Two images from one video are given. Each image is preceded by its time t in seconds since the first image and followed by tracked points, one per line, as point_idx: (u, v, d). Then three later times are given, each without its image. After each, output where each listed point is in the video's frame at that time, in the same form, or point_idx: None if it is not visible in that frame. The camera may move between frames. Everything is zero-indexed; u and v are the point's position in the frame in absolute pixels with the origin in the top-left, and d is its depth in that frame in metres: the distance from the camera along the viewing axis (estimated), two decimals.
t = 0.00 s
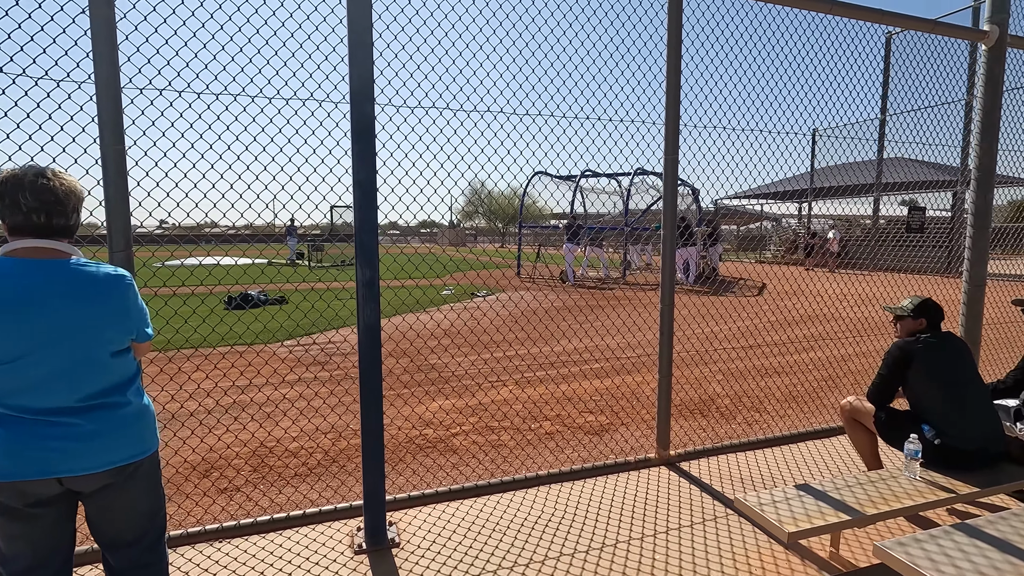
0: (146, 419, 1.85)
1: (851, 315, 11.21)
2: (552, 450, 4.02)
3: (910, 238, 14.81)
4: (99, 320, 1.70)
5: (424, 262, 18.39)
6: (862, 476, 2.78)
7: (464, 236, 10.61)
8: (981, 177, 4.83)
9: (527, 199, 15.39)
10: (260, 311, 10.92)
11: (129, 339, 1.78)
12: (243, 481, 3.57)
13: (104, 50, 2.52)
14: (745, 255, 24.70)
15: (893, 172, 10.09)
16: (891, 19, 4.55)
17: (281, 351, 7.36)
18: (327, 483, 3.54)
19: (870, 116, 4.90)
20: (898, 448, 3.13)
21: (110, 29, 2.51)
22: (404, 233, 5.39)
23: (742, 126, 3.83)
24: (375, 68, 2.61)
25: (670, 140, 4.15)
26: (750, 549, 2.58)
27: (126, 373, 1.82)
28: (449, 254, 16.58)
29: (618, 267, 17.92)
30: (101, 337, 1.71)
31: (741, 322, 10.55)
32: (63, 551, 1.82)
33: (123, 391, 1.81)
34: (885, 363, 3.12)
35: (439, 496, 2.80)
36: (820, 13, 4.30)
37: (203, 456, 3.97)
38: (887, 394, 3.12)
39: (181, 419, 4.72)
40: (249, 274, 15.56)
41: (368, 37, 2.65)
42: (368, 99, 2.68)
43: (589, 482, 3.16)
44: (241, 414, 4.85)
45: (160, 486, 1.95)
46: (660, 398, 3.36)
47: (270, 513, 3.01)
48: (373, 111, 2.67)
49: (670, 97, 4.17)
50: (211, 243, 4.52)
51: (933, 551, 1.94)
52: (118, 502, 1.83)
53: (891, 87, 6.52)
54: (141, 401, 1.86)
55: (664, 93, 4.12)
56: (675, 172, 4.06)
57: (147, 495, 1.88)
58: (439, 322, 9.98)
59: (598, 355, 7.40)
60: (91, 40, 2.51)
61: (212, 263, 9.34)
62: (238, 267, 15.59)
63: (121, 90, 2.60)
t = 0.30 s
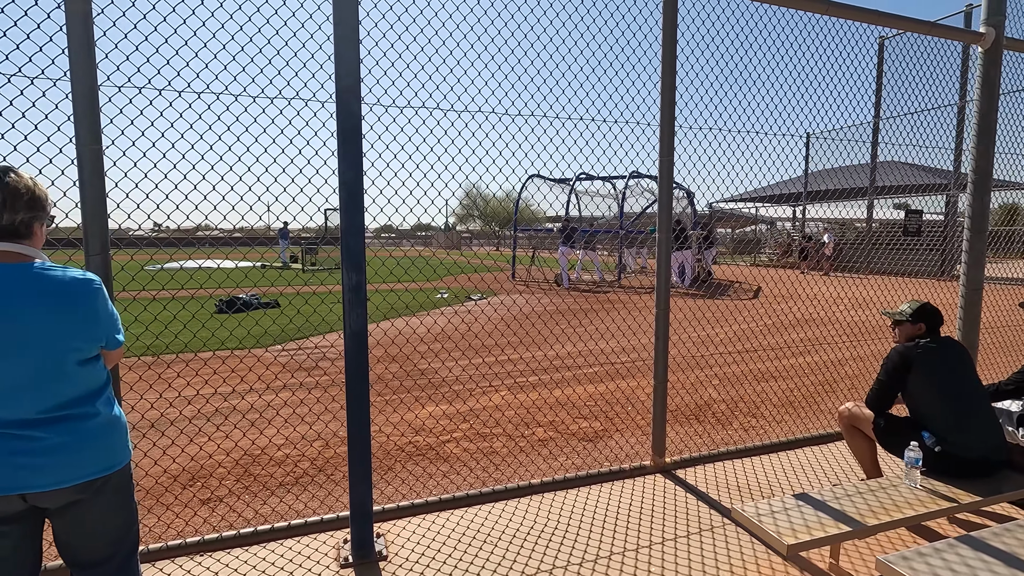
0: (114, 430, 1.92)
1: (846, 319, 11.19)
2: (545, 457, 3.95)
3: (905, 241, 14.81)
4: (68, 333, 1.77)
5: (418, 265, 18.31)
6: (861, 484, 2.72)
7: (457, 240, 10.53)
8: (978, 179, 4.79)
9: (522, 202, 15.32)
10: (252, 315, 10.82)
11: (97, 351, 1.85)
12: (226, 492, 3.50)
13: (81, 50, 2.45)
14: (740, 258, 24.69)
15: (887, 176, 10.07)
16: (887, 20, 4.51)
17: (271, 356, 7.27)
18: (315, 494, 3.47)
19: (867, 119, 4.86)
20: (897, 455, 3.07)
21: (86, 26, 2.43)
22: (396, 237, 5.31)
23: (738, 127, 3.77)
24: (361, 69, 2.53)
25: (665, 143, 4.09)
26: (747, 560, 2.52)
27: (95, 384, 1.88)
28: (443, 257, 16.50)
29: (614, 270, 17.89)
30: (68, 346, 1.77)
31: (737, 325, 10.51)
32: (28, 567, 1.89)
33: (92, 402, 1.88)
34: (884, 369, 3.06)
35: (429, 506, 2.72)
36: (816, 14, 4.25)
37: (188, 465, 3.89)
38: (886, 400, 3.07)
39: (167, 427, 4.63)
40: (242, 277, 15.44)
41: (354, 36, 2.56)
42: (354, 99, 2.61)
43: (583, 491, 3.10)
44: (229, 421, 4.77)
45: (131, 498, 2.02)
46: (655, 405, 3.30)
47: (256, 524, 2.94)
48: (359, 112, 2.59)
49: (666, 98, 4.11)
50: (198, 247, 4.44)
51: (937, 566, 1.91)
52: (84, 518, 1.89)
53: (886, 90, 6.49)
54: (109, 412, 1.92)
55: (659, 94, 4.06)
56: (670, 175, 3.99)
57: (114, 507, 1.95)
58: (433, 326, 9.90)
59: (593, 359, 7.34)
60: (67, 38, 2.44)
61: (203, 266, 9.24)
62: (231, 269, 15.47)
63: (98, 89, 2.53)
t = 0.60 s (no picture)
0: (98, 436, 1.90)
1: (840, 322, 11.22)
2: (538, 461, 3.94)
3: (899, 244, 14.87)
4: (47, 339, 1.75)
5: (414, 268, 18.30)
6: (853, 488, 2.72)
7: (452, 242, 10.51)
8: (969, 183, 4.82)
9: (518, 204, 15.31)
10: (245, 317, 10.78)
11: (80, 354, 1.83)
12: (216, 497, 3.49)
13: (68, 49, 2.43)
14: (734, 261, 24.77)
15: (880, 179, 10.12)
16: (879, 24, 4.53)
17: (264, 359, 7.24)
18: (305, 500, 3.45)
19: (860, 123, 4.87)
20: (889, 459, 3.07)
21: (73, 27, 2.42)
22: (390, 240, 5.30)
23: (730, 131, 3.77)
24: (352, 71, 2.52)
25: (658, 146, 4.09)
26: (739, 565, 2.51)
27: (78, 390, 1.87)
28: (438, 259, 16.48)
29: (609, 273, 17.91)
30: (49, 351, 1.76)
31: (731, 328, 10.53)
32: None
33: (75, 408, 1.86)
34: (876, 372, 3.06)
35: (420, 511, 2.71)
36: (809, 18, 4.26)
37: (178, 470, 3.87)
38: (878, 404, 3.07)
39: (158, 431, 4.61)
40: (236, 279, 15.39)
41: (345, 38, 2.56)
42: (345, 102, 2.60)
43: (575, 496, 3.08)
44: (220, 426, 4.75)
45: (115, 504, 2.01)
46: (648, 409, 3.29)
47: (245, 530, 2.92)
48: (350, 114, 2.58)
49: (658, 101, 4.10)
50: (190, 251, 4.42)
51: (928, 571, 1.91)
52: (65, 526, 1.88)
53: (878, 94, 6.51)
54: (94, 418, 1.91)
55: (653, 97, 4.05)
56: (663, 178, 3.99)
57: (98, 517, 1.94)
58: (428, 329, 9.88)
59: (587, 362, 7.33)
60: (54, 38, 2.42)
61: (196, 268, 9.19)
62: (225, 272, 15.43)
63: (86, 90, 2.51)
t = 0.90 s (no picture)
0: (81, 440, 1.90)
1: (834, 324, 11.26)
2: (531, 464, 3.94)
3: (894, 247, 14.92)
4: (29, 341, 1.75)
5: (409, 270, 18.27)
6: (844, 491, 2.72)
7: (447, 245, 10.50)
8: (961, 187, 4.84)
9: (513, 207, 15.32)
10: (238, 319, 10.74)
11: (63, 357, 1.83)
12: (205, 501, 3.47)
13: (57, 50, 2.43)
14: (729, 263, 24.82)
15: (874, 182, 10.15)
16: (872, 29, 4.55)
17: (257, 362, 7.22)
18: (296, 504, 3.43)
19: (853, 126, 4.89)
20: (880, 461, 3.08)
21: (61, 28, 2.41)
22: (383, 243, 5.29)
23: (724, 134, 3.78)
24: (342, 73, 2.52)
25: (651, 148, 4.09)
26: (730, 568, 2.50)
27: (62, 394, 1.86)
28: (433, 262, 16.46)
29: (604, 275, 17.91)
30: (32, 355, 1.76)
31: (726, 331, 10.55)
32: None
33: (58, 412, 1.86)
34: (868, 375, 3.06)
35: (410, 515, 2.69)
36: (801, 22, 4.27)
37: (168, 474, 3.85)
38: (870, 407, 3.07)
39: (148, 434, 4.58)
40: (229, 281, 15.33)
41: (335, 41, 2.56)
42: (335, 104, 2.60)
43: (567, 499, 3.08)
44: (211, 429, 4.72)
45: (98, 510, 2.00)
46: (640, 412, 3.28)
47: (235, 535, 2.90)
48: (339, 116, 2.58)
49: (651, 103, 4.10)
50: (181, 253, 4.40)
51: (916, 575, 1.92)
52: (47, 532, 1.87)
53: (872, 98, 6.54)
54: (77, 422, 1.90)
55: (646, 100, 4.05)
56: (656, 180, 3.98)
57: (80, 523, 1.92)
58: (422, 332, 9.86)
59: (581, 365, 7.33)
60: (42, 38, 2.41)
61: (189, 271, 9.16)
62: (220, 273, 15.38)
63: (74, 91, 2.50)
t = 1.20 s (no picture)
0: (71, 446, 1.88)
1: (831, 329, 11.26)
2: (527, 469, 3.92)
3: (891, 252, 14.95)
4: (19, 346, 1.73)
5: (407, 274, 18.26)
6: (843, 498, 2.71)
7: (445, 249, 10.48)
8: (958, 192, 4.84)
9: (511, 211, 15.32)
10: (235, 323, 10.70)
11: (54, 362, 1.81)
12: (199, 506, 3.45)
13: (51, 52, 2.41)
14: (727, 268, 24.85)
15: (871, 187, 10.18)
16: (868, 35, 4.56)
17: (253, 366, 7.19)
18: (291, 510, 3.41)
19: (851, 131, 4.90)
20: (878, 467, 3.06)
21: (55, 29, 2.40)
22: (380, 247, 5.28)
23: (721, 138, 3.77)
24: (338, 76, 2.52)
25: (648, 153, 4.09)
26: None
27: (53, 398, 1.85)
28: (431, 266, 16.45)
29: (602, 279, 17.90)
30: (22, 359, 1.74)
31: (724, 335, 10.55)
32: None
33: (48, 417, 1.84)
34: (866, 381, 3.04)
35: (406, 521, 2.67)
36: (798, 27, 4.28)
37: (162, 480, 3.83)
38: (867, 412, 3.05)
39: (141, 439, 4.55)
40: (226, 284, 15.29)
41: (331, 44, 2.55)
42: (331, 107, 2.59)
43: (564, 506, 3.05)
44: (206, 434, 4.70)
45: (88, 517, 1.98)
46: (638, 417, 3.25)
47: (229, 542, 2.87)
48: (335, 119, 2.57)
49: (649, 108, 4.10)
50: (177, 257, 4.38)
51: None
52: (37, 539, 1.85)
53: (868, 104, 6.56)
54: (67, 427, 1.88)
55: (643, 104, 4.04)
56: (654, 184, 3.98)
57: (68, 529, 1.90)
58: (419, 336, 9.84)
59: (579, 370, 7.31)
60: (36, 39, 2.40)
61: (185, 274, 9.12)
62: (216, 277, 15.36)
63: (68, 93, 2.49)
